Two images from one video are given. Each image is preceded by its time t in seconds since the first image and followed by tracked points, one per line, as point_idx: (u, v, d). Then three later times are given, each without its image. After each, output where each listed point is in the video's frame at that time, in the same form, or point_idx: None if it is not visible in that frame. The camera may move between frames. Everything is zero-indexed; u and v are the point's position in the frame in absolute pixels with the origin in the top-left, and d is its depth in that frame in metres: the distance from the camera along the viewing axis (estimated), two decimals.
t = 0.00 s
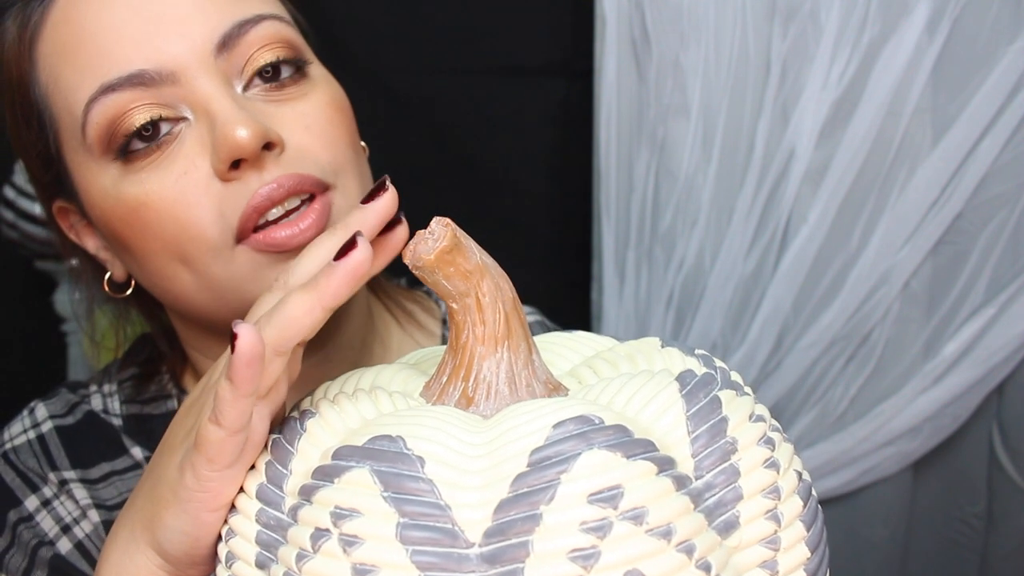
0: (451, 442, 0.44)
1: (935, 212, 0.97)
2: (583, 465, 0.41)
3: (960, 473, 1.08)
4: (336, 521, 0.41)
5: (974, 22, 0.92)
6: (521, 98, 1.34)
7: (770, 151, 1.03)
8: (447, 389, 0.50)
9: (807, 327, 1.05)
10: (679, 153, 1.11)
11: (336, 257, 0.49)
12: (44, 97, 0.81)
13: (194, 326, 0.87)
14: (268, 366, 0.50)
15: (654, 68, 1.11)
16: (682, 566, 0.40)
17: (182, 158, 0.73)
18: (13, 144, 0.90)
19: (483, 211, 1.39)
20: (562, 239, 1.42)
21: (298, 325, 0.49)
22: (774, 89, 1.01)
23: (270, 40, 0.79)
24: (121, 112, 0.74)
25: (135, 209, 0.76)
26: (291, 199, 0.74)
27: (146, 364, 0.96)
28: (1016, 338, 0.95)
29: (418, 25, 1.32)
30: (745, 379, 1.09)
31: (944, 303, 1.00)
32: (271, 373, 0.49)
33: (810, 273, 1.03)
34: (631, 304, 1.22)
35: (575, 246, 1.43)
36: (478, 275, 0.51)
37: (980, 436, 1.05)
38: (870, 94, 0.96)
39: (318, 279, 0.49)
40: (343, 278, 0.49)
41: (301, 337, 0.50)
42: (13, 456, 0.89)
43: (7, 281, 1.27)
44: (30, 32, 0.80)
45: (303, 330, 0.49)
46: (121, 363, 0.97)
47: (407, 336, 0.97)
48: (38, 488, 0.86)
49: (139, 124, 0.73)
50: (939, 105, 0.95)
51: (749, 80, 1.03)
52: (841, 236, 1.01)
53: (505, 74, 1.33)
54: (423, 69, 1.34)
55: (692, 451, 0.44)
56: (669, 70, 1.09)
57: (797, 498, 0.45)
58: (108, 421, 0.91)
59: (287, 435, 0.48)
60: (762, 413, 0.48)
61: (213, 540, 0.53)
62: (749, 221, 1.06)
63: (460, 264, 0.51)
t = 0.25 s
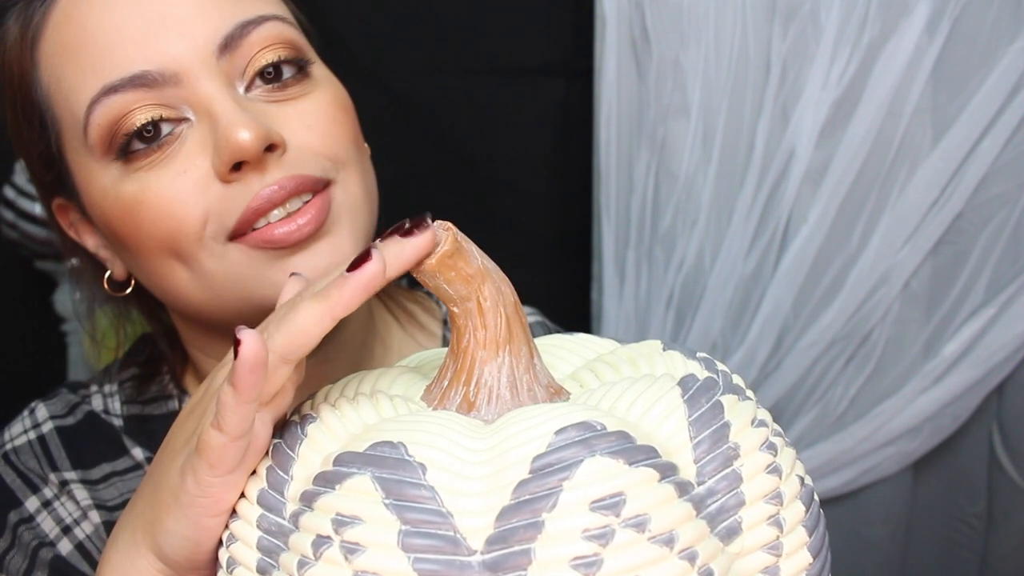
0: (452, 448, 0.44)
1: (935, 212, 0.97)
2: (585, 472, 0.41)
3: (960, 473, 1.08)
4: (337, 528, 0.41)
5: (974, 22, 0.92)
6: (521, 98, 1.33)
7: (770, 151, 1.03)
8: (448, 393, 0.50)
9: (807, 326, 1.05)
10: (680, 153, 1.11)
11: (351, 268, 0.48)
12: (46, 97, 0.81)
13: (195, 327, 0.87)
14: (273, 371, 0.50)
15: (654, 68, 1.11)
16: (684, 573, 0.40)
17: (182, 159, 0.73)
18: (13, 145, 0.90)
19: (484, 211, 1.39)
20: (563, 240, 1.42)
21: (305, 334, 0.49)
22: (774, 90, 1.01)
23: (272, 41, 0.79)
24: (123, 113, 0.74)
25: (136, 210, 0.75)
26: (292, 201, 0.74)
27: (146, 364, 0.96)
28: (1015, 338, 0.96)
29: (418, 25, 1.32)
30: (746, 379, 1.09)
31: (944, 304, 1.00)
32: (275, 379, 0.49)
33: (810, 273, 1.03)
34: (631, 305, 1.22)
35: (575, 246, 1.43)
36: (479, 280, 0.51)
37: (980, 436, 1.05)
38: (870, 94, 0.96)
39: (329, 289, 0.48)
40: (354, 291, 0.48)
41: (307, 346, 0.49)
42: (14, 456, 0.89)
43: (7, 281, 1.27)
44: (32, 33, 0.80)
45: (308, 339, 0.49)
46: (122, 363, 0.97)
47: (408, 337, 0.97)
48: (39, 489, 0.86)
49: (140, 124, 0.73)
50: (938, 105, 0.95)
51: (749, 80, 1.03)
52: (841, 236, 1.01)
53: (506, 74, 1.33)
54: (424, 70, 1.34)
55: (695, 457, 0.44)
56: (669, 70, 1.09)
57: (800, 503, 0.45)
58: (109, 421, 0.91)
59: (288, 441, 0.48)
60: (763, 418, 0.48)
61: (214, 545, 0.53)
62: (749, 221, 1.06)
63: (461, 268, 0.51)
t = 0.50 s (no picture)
0: (453, 448, 0.44)
1: (935, 212, 0.97)
2: (586, 472, 0.41)
3: (960, 473, 1.08)
4: (338, 528, 0.41)
5: (974, 22, 0.92)
6: (522, 98, 1.34)
7: (770, 151, 1.03)
8: (448, 394, 0.50)
9: (807, 326, 1.05)
10: (680, 153, 1.11)
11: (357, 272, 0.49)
12: (46, 97, 0.81)
13: (195, 327, 0.87)
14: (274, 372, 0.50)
15: (654, 68, 1.11)
16: (686, 574, 0.40)
17: (183, 159, 0.73)
18: (13, 145, 0.90)
19: (484, 211, 1.39)
20: (563, 240, 1.42)
21: (309, 338, 0.49)
22: (774, 90, 1.01)
23: (273, 41, 0.79)
24: (124, 113, 0.74)
25: (136, 210, 0.75)
26: (293, 202, 0.74)
27: (146, 364, 0.96)
28: (1015, 338, 0.95)
29: (418, 25, 1.32)
30: (745, 379, 1.09)
31: (944, 303, 1.00)
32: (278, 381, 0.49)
33: (810, 273, 1.03)
34: (631, 305, 1.22)
35: (575, 246, 1.43)
36: (480, 280, 0.51)
37: (980, 436, 1.05)
38: (870, 94, 0.96)
39: (336, 292, 0.49)
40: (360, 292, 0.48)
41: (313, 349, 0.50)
42: (14, 457, 0.89)
43: (7, 281, 1.27)
44: (33, 33, 0.80)
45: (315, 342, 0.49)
46: (122, 364, 0.96)
47: (409, 337, 0.97)
48: (39, 489, 0.86)
49: (140, 124, 0.73)
50: (938, 105, 0.95)
51: (749, 80, 1.03)
52: (841, 236, 1.01)
53: (506, 74, 1.33)
54: (424, 70, 1.34)
55: (696, 457, 0.44)
56: (669, 70, 1.09)
57: (801, 504, 0.45)
58: (109, 421, 0.91)
59: (288, 441, 0.48)
60: (764, 417, 0.48)
61: (215, 546, 0.53)
62: (749, 221, 1.06)
63: (461, 268, 0.51)
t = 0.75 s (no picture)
0: (452, 450, 0.44)
1: (935, 212, 0.97)
2: (585, 474, 0.41)
3: (960, 473, 1.08)
4: (337, 530, 0.41)
5: (974, 21, 0.92)
6: (522, 98, 1.34)
7: (770, 151, 1.03)
8: (447, 395, 0.50)
9: (807, 326, 1.05)
10: (680, 153, 1.11)
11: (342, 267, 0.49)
12: (46, 97, 0.81)
13: (194, 327, 0.87)
14: (273, 374, 0.50)
15: (654, 68, 1.11)
16: None
17: (183, 159, 0.73)
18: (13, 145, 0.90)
19: (484, 211, 1.39)
20: (562, 240, 1.42)
21: (300, 335, 0.49)
22: (774, 89, 1.01)
23: (273, 41, 0.79)
24: (124, 113, 0.74)
25: (136, 211, 0.75)
26: (294, 204, 0.74)
27: (146, 364, 0.96)
28: (1016, 338, 0.95)
29: (418, 25, 1.32)
30: (745, 380, 1.09)
31: (944, 303, 1.00)
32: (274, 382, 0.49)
33: (810, 273, 1.03)
34: (631, 305, 1.22)
35: (575, 246, 1.43)
36: (479, 281, 0.51)
37: (980, 436, 1.05)
38: (870, 94, 0.96)
39: (322, 288, 0.49)
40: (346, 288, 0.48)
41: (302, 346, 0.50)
42: (14, 457, 0.89)
43: (7, 281, 1.27)
44: (32, 33, 0.80)
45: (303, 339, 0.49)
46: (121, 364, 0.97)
47: (409, 337, 0.97)
48: (38, 490, 0.86)
49: (140, 124, 0.73)
50: (938, 105, 0.95)
51: (749, 80, 1.03)
52: (841, 236, 1.01)
53: (506, 74, 1.33)
54: (424, 70, 1.34)
55: (695, 459, 0.44)
56: (669, 70, 1.09)
57: (801, 505, 0.45)
58: (108, 422, 0.91)
59: (287, 442, 0.48)
60: (763, 418, 0.48)
61: (213, 547, 0.53)
62: (749, 221, 1.06)
63: (460, 270, 0.51)
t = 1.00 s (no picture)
0: (449, 452, 0.44)
1: (935, 212, 0.97)
2: (583, 476, 0.41)
3: (960, 473, 1.08)
4: (335, 533, 0.41)
5: (974, 21, 0.92)
6: (522, 98, 1.34)
7: (770, 151, 1.03)
8: (446, 397, 0.50)
9: (807, 326, 1.05)
10: (680, 153, 1.11)
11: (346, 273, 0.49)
12: (46, 97, 0.80)
13: (194, 327, 0.87)
14: (269, 375, 0.50)
15: (654, 68, 1.11)
16: None
17: (182, 160, 0.73)
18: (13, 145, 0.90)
19: (484, 211, 1.39)
20: (562, 240, 1.42)
21: (302, 339, 0.49)
22: (774, 89, 1.01)
23: (272, 41, 0.78)
24: (123, 114, 0.74)
25: (135, 211, 0.75)
26: (293, 205, 0.73)
27: (146, 365, 0.96)
28: (1016, 338, 0.95)
29: (418, 24, 1.32)
30: (745, 380, 1.09)
31: (944, 304, 1.00)
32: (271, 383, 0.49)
33: (810, 273, 1.03)
34: (631, 305, 1.22)
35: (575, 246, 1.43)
36: (477, 283, 0.51)
37: (980, 436, 1.05)
38: (871, 94, 0.96)
39: (326, 293, 0.49)
40: (354, 293, 0.48)
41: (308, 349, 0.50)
42: (14, 457, 0.89)
43: (8, 281, 1.27)
44: (31, 32, 0.79)
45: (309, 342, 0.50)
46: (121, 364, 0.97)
47: (408, 337, 0.97)
48: (38, 491, 0.86)
49: (140, 125, 0.73)
50: (939, 105, 0.95)
51: (749, 79, 1.03)
52: (841, 235, 1.01)
53: (506, 74, 1.33)
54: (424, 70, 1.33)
55: (693, 460, 0.44)
56: (669, 70, 1.09)
57: (799, 506, 0.45)
58: (108, 422, 0.91)
59: (285, 444, 0.47)
60: (762, 419, 0.48)
61: (212, 549, 0.53)
62: (749, 221, 1.06)
63: (459, 271, 0.51)
